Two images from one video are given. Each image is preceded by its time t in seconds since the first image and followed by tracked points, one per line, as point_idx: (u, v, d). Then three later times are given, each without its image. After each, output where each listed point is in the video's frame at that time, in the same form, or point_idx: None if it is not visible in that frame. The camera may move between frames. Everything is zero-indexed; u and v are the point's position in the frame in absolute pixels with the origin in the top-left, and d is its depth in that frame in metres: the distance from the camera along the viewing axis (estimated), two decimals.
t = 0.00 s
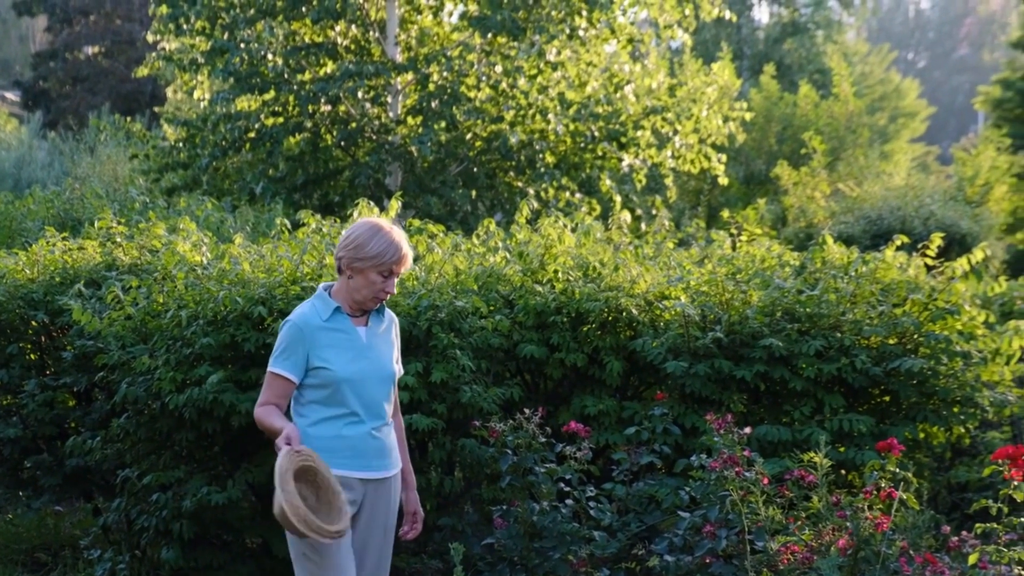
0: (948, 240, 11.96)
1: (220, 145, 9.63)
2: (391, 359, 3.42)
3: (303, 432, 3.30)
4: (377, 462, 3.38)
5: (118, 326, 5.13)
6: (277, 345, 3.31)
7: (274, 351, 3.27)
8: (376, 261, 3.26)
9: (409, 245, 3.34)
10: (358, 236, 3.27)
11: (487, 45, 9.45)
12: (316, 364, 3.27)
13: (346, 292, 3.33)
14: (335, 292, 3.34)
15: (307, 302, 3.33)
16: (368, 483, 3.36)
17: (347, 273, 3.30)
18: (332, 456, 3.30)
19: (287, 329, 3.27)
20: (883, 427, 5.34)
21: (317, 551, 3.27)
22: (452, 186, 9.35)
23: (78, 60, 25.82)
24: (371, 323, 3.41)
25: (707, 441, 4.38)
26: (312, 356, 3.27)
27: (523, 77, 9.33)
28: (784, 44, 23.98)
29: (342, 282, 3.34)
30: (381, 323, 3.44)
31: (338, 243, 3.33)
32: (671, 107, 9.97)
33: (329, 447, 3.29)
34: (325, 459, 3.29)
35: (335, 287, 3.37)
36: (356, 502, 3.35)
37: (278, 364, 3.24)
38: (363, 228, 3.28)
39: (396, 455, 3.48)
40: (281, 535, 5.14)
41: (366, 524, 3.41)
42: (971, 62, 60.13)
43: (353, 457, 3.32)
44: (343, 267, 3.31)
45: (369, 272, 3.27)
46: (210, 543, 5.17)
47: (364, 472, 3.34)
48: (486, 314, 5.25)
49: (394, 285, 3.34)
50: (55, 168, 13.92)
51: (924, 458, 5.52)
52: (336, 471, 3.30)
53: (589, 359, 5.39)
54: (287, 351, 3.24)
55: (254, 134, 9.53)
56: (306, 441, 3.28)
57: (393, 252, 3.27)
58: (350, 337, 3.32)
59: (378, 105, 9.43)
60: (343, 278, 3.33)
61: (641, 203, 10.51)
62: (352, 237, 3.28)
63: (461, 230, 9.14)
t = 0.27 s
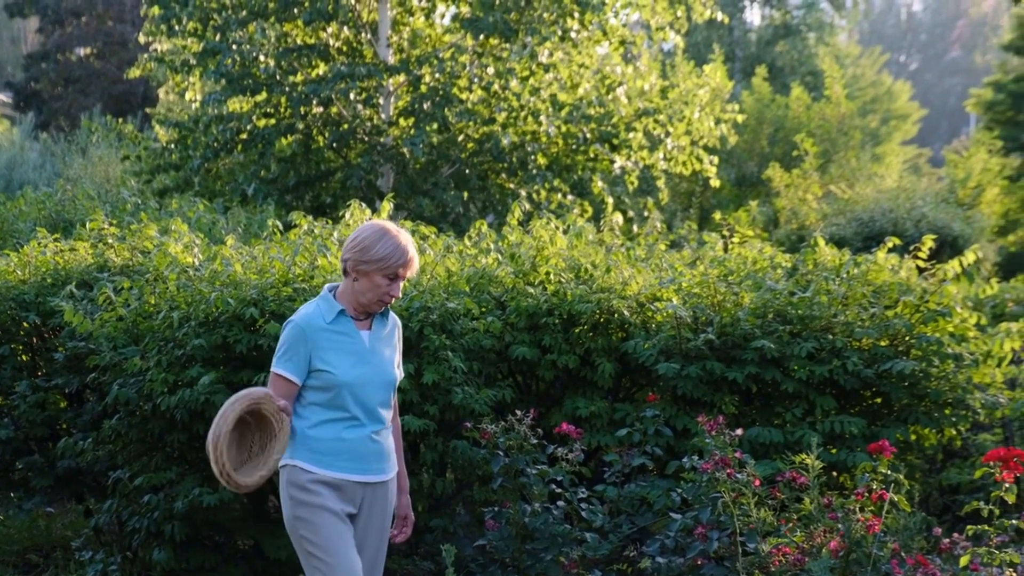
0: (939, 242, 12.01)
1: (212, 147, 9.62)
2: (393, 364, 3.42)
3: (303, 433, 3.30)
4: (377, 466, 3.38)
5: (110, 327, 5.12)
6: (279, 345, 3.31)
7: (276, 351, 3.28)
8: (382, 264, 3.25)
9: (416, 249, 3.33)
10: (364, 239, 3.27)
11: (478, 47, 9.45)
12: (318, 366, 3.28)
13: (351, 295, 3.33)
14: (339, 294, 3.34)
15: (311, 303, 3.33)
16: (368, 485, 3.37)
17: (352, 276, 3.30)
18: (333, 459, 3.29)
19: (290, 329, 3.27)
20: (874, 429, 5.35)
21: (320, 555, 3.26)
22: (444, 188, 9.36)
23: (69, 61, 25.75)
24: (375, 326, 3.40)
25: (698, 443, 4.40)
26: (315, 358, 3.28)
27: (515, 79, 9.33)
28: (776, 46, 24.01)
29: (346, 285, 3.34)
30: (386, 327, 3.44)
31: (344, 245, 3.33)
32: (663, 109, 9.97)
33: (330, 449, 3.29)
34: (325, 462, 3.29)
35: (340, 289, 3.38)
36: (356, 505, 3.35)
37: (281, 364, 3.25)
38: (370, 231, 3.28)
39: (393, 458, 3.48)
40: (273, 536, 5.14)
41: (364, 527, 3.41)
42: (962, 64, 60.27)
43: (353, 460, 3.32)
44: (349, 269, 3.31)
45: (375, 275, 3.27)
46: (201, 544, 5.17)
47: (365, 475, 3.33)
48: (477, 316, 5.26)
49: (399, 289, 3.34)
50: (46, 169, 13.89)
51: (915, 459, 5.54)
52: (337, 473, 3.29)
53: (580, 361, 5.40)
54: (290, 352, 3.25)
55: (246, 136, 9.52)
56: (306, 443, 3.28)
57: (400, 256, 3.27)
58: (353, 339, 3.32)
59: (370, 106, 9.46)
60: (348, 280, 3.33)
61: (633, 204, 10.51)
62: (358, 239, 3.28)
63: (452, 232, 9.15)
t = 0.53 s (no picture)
0: (934, 243, 12.04)
1: (207, 147, 9.65)
2: (396, 368, 3.40)
3: (306, 436, 3.25)
4: (378, 469, 3.34)
5: (104, 327, 5.12)
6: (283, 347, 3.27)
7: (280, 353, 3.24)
8: (387, 266, 3.23)
9: (421, 252, 3.32)
10: (371, 241, 3.25)
11: (473, 48, 9.46)
12: (323, 368, 3.24)
13: (356, 297, 3.31)
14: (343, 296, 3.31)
15: (316, 305, 3.31)
16: (371, 487, 3.34)
17: (357, 278, 3.28)
18: (337, 462, 3.25)
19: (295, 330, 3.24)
20: (869, 429, 5.36)
21: (326, 560, 3.21)
22: (439, 189, 9.32)
23: (64, 62, 25.71)
24: (379, 330, 3.38)
25: (694, 443, 4.40)
26: (319, 360, 3.24)
27: (510, 80, 9.34)
28: (771, 46, 24.03)
29: (351, 287, 3.32)
30: (389, 331, 3.41)
31: (350, 247, 3.31)
32: (658, 109, 10.01)
33: (334, 453, 3.25)
34: (329, 464, 3.24)
35: (344, 291, 3.35)
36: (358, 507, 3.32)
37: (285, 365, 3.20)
38: (376, 233, 3.26)
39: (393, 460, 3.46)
40: (267, 537, 5.14)
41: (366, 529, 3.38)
42: (957, 64, 60.37)
43: (357, 463, 3.28)
44: (354, 271, 3.29)
45: (380, 277, 3.25)
46: (196, 545, 5.16)
47: (367, 479, 3.30)
48: (472, 316, 5.26)
49: (403, 292, 3.32)
50: (41, 170, 13.87)
51: (910, 459, 5.56)
52: (340, 478, 3.25)
53: (575, 361, 5.41)
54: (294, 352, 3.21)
55: (240, 137, 9.53)
56: (309, 445, 3.24)
57: (406, 258, 3.25)
58: (357, 342, 3.30)
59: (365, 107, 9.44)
60: (353, 283, 3.31)
61: (628, 205, 10.51)
62: (364, 241, 3.26)
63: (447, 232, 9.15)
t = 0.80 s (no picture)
0: (930, 241, 12.06)
1: (202, 146, 9.60)
2: (401, 369, 3.29)
3: (314, 441, 3.12)
4: (387, 472, 3.25)
5: (100, 325, 5.12)
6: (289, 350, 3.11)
7: (285, 356, 3.07)
8: (396, 268, 3.09)
9: (427, 253, 3.17)
10: (379, 241, 3.10)
11: (469, 46, 9.46)
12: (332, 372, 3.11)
13: (362, 298, 3.18)
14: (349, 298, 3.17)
15: (323, 306, 3.15)
16: (381, 491, 3.24)
17: (364, 279, 3.14)
18: (347, 468, 3.14)
19: (304, 334, 3.08)
20: (864, 428, 5.37)
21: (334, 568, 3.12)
22: (434, 187, 9.33)
23: (59, 61, 25.65)
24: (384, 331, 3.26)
25: (689, 442, 4.39)
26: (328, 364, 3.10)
27: (506, 78, 9.34)
28: (767, 45, 24.02)
29: (357, 288, 3.18)
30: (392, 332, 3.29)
31: (357, 247, 3.16)
32: (653, 108, 10.04)
33: (344, 458, 3.13)
34: (339, 470, 3.13)
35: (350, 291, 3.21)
36: (368, 513, 3.22)
37: (295, 369, 3.04)
38: (384, 233, 3.11)
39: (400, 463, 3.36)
40: (263, 535, 5.13)
41: (374, 534, 3.29)
42: (953, 63, 60.44)
43: (367, 468, 3.18)
44: (361, 272, 3.15)
45: (388, 279, 3.11)
46: (191, 543, 5.16)
47: (377, 483, 3.20)
48: (468, 314, 5.27)
49: (410, 293, 3.19)
50: (36, 168, 13.86)
51: (906, 458, 5.57)
52: (352, 483, 3.15)
53: (571, 360, 5.41)
54: (302, 357, 3.05)
55: (236, 135, 9.49)
56: (318, 451, 3.11)
57: (414, 260, 3.11)
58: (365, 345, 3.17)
59: (360, 105, 9.46)
60: (359, 283, 3.17)
61: (623, 203, 10.51)
62: (371, 241, 3.12)
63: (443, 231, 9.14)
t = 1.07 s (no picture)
0: (925, 239, 12.09)
1: (198, 142, 9.58)
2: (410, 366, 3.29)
3: (327, 442, 3.12)
4: (399, 472, 3.26)
5: (95, 321, 5.11)
6: (298, 351, 3.11)
7: (296, 356, 3.07)
8: (401, 264, 3.08)
9: (431, 247, 3.16)
10: (384, 239, 3.09)
11: (465, 43, 9.46)
12: (342, 372, 3.10)
13: (368, 296, 3.17)
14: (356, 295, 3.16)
15: (329, 306, 3.14)
16: (392, 492, 3.25)
17: (369, 277, 3.12)
18: (360, 467, 3.14)
19: (313, 335, 3.07)
20: (859, 426, 5.38)
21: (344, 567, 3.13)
22: (430, 183, 9.34)
23: (55, 57, 25.56)
24: (391, 328, 3.26)
25: (684, 439, 4.40)
26: (338, 364, 3.10)
27: (501, 75, 9.35)
28: (763, 43, 24.03)
29: (363, 286, 3.17)
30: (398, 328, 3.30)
31: (361, 244, 3.14)
32: (649, 105, 9.96)
33: (356, 458, 3.13)
34: (352, 470, 3.13)
35: (355, 290, 3.19)
36: (379, 513, 3.23)
37: (305, 370, 3.04)
38: (387, 230, 3.10)
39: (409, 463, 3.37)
40: (258, 532, 5.13)
41: (385, 536, 3.29)
42: (948, 62, 60.49)
43: (379, 468, 3.18)
44: (366, 270, 3.13)
45: (394, 276, 3.10)
46: (186, 540, 5.16)
47: (389, 483, 3.21)
48: (463, 311, 5.28)
49: (416, 289, 3.18)
50: (31, 164, 13.83)
51: (900, 456, 5.58)
52: (365, 484, 3.15)
53: (566, 357, 5.42)
54: (314, 357, 3.05)
55: (232, 131, 9.49)
56: (330, 452, 3.11)
57: (418, 255, 3.10)
58: (374, 343, 3.17)
59: (356, 102, 9.44)
60: (364, 282, 3.16)
61: (619, 200, 10.50)
62: (375, 239, 3.10)
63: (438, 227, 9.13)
